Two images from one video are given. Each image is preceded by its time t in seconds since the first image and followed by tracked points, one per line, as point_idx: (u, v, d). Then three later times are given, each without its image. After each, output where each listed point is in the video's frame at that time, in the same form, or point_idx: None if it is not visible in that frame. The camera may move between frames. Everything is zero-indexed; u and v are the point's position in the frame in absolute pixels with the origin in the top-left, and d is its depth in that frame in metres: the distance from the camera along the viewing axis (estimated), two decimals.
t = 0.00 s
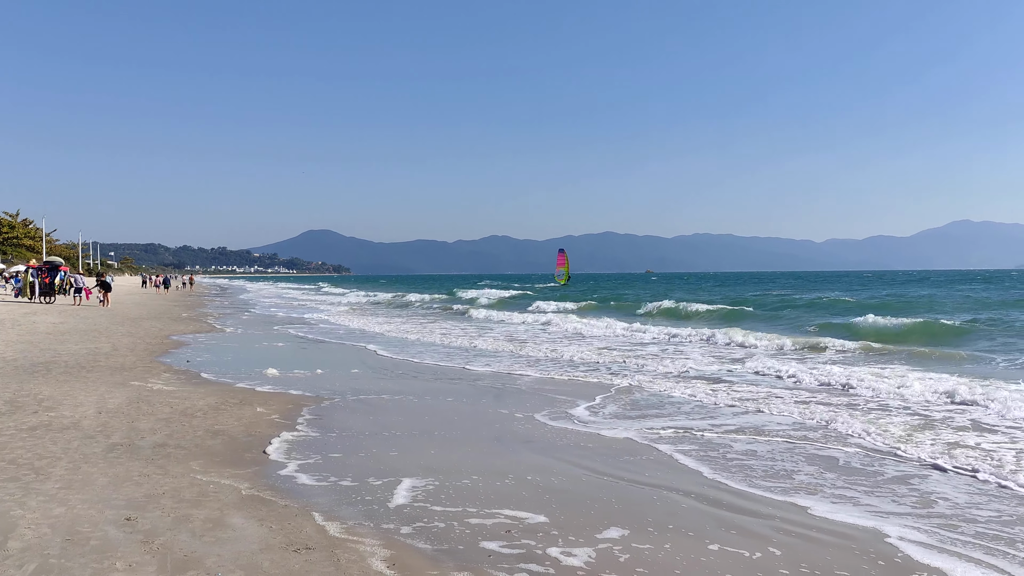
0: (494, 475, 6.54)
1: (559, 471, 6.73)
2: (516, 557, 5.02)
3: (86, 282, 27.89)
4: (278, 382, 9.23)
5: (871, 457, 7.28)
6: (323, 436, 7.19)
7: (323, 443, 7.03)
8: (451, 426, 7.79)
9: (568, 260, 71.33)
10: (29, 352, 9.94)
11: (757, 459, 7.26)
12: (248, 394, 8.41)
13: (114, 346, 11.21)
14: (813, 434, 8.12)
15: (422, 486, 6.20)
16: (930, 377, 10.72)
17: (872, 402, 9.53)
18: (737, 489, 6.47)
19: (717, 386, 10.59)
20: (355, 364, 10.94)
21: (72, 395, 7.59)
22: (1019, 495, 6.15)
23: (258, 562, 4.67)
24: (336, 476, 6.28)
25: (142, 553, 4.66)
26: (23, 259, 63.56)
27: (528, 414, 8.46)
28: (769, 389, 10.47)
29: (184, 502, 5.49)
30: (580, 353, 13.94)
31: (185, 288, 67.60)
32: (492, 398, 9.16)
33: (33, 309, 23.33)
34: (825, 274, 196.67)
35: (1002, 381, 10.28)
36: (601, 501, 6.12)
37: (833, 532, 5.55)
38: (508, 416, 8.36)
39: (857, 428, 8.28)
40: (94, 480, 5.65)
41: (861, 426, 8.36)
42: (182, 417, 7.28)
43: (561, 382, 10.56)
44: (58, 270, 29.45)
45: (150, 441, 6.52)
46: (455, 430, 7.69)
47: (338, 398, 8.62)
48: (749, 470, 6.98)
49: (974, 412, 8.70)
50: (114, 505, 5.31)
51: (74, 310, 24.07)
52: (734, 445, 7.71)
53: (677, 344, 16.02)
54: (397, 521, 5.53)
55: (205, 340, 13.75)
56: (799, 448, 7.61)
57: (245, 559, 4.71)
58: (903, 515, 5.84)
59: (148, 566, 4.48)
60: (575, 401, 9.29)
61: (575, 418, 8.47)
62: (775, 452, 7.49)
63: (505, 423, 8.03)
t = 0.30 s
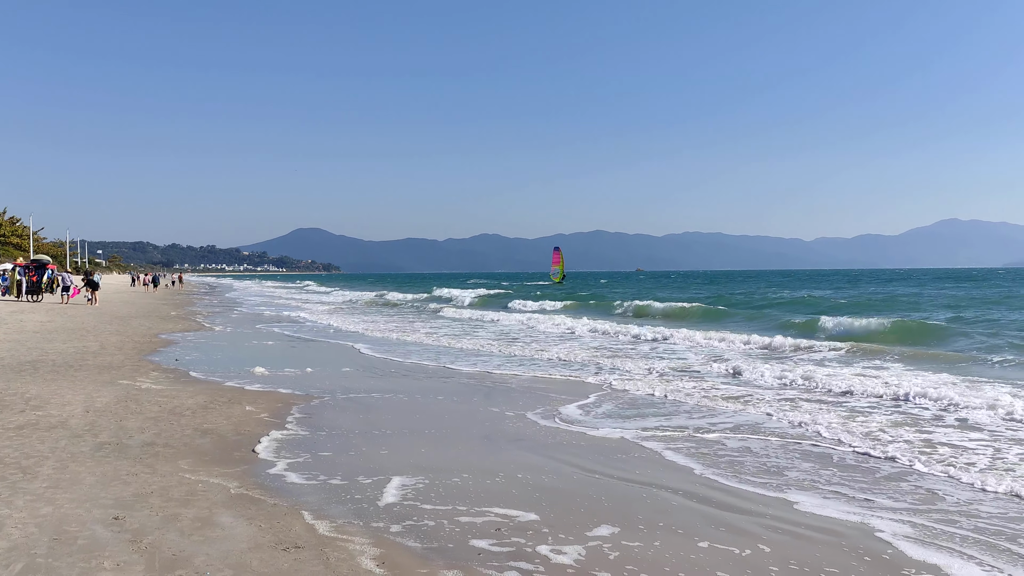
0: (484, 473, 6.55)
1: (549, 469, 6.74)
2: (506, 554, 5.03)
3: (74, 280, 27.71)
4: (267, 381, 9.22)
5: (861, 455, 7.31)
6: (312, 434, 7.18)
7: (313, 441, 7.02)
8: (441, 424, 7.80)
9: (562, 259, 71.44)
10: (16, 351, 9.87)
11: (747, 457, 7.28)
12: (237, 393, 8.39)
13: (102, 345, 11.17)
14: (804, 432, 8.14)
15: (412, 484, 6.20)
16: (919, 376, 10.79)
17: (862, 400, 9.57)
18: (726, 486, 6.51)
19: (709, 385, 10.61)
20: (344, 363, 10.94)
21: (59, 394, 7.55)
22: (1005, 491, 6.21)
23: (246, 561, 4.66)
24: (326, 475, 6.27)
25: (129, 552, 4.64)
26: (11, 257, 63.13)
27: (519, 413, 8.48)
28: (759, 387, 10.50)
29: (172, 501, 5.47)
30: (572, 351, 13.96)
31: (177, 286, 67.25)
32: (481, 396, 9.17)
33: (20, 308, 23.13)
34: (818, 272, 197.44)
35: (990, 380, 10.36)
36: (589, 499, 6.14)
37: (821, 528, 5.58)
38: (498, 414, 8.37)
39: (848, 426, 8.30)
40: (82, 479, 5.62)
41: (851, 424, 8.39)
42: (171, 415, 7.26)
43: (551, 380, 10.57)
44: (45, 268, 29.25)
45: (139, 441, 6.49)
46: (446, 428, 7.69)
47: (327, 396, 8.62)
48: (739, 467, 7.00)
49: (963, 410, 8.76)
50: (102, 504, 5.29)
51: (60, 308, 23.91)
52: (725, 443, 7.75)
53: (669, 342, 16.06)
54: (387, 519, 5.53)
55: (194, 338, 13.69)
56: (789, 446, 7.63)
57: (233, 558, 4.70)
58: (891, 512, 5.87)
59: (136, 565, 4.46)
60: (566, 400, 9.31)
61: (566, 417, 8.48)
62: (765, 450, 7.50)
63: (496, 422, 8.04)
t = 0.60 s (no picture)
0: (474, 472, 6.55)
1: (540, 468, 6.74)
2: (495, 553, 5.03)
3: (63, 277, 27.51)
4: (256, 380, 9.18)
5: (851, 453, 7.33)
6: (301, 433, 7.17)
7: (303, 440, 7.01)
8: (431, 422, 7.81)
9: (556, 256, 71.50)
10: (4, 349, 9.84)
11: (738, 456, 7.29)
12: (226, 392, 8.37)
13: (90, 343, 11.12)
14: (794, 431, 8.16)
15: (402, 483, 6.20)
16: (911, 376, 10.83)
17: (853, 399, 9.59)
18: (716, 484, 6.52)
19: (701, 384, 10.61)
20: (335, 361, 10.92)
21: (46, 393, 7.50)
22: (994, 489, 6.25)
23: (235, 560, 4.65)
24: (315, 473, 6.26)
25: (117, 551, 4.62)
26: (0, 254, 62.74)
27: (510, 411, 8.48)
28: (750, 386, 10.52)
29: (160, 500, 5.45)
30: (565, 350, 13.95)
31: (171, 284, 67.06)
32: (471, 395, 9.16)
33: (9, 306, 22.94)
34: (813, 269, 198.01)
35: (979, 379, 10.43)
36: (579, 497, 6.15)
37: (809, 526, 5.61)
38: (488, 413, 8.36)
39: (839, 425, 8.32)
40: (69, 478, 5.60)
41: (842, 423, 8.41)
42: (159, 414, 7.24)
43: (542, 379, 10.58)
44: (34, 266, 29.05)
45: (127, 440, 6.47)
46: (436, 427, 7.69)
47: (317, 395, 8.61)
48: (729, 465, 7.01)
49: (954, 407, 8.81)
50: (89, 504, 5.27)
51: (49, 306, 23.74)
52: (716, 441, 7.76)
53: (663, 341, 16.05)
54: (376, 518, 5.53)
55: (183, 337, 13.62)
56: (781, 444, 7.64)
57: (222, 557, 4.69)
58: (881, 511, 5.89)
59: (124, 565, 4.45)
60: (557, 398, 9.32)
61: (558, 416, 8.48)
62: (756, 448, 7.51)
63: (487, 420, 8.04)
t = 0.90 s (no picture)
0: (465, 470, 6.55)
1: (531, 467, 6.74)
2: (486, 552, 5.03)
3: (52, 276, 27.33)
4: (245, 379, 9.15)
5: (843, 451, 7.34)
6: (291, 432, 7.15)
7: (292, 439, 6.99)
8: (421, 421, 7.81)
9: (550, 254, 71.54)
10: None
11: (729, 454, 7.29)
12: (216, 390, 8.35)
13: (79, 342, 11.08)
14: (785, 429, 8.16)
15: (392, 481, 6.20)
16: (902, 376, 10.88)
17: (844, 396, 9.61)
18: (707, 483, 6.52)
19: (693, 382, 10.61)
20: (324, 360, 10.91)
21: (33, 392, 7.46)
22: (983, 486, 6.30)
23: (224, 559, 4.64)
24: (305, 472, 6.25)
25: (106, 551, 4.61)
26: None
27: (500, 410, 8.50)
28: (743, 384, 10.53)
29: (149, 500, 5.43)
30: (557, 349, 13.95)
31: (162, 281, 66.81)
32: (462, 393, 9.16)
33: None
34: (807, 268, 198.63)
35: (968, 378, 10.50)
36: (569, 496, 6.16)
37: (798, 524, 5.62)
38: (479, 411, 8.37)
39: (829, 424, 8.33)
40: (57, 478, 5.57)
41: (834, 421, 8.43)
42: (148, 413, 7.22)
43: (532, 377, 10.59)
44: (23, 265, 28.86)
45: (115, 439, 6.44)
46: (427, 425, 7.68)
47: (307, 394, 8.61)
48: (721, 463, 7.01)
49: (944, 406, 8.86)
50: (77, 503, 5.24)
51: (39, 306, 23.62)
52: (705, 439, 7.78)
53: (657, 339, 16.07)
54: (366, 517, 5.52)
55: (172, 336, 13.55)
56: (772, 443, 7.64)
57: (210, 556, 4.67)
58: (871, 509, 5.90)
59: (112, 565, 4.43)
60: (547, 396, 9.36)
61: (550, 414, 8.48)
62: (747, 447, 7.51)
63: (477, 419, 8.03)
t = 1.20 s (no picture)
0: (453, 470, 6.54)
1: (519, 466, 6.74)
2: (473, 551, 5.03)
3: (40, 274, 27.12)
4: (232, 379, 9.12)
5: (833, 450, 7.36)
6: (277, 432, 7.12)
7: (279, 439, 6.97)
8: (410, 420, 7.80)
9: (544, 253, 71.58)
10: None
11: (719, 453, 7.30)
12: (202, 390, 8.33)
13: (65, 342, 11.00)
14: (775, 428, 8.17)
15: (379, 481, 6.19)
16: (892, 375, 10.92)
17: (832, 395, 9.64)
18: (695, 482, 6.53)
19: (682, 381, 10.61)
20: (313, 360, 10.89)
21: (18, 393, 7.41)
22: (970, 484, 6.33)
23: (209, 560, 4.62)
24: (292, 472, 6.23)
25: (91, 552, 4.58)
26: None
27: (488, 409, 8.50)
28: (733, 382, 10.55)
29: (134, 500, 5.41)
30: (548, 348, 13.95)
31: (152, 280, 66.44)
32: (450, 392, 9.16)
33: None
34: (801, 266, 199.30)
35: (955, 377, 10.57)
36: (557, 495, 6.16)
37: (785, 523, 5.64)
38: (467, 411, 8.37)
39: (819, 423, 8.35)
40: (42, 478, 5.54)
41: (823, 420, 8.46)
42: (134, 413, 7.18)
43: (521, 377, 10.59)
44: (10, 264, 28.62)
45: (100, 439, 6.41)
46: (414, 425, 7.67)
47: (294, 393, 8.59)
48: (709, 463, 7.03)
49: (933, 405, 8.90)
50: (62, 504, 5.21)
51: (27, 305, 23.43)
52: (694, 438, 7.78)
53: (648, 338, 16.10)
54: (353, 517, 5.51)
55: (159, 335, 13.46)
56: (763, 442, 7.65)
57: (196, 557, 4.66)
58: (859, 508, 5.92)
59: (97, 565, 4.41)
60: (535, 395, 9.37)
61: (539, 413, 8.48)
62: (736, 446, 7.52)
63: (466, 419, 8.03)
